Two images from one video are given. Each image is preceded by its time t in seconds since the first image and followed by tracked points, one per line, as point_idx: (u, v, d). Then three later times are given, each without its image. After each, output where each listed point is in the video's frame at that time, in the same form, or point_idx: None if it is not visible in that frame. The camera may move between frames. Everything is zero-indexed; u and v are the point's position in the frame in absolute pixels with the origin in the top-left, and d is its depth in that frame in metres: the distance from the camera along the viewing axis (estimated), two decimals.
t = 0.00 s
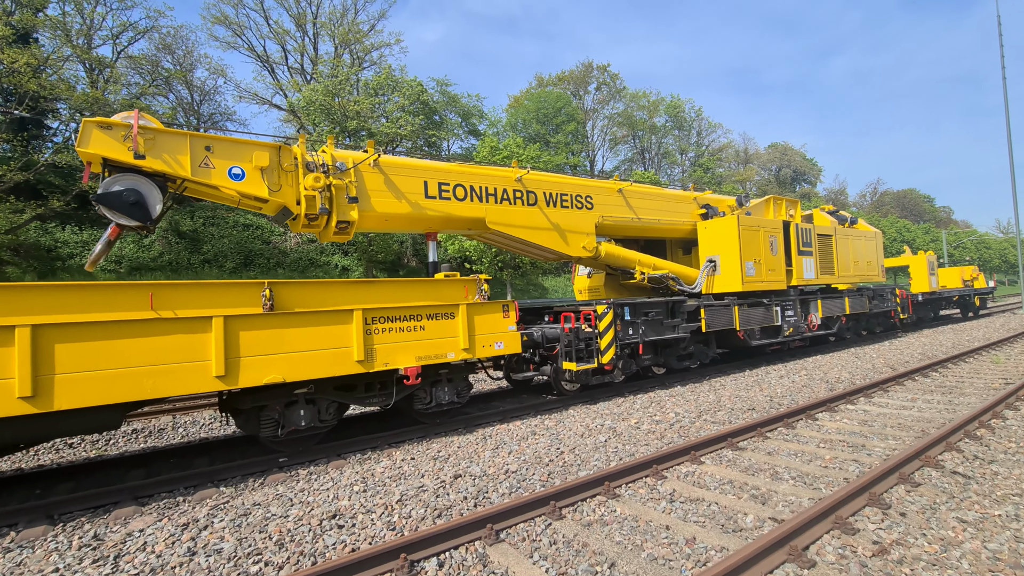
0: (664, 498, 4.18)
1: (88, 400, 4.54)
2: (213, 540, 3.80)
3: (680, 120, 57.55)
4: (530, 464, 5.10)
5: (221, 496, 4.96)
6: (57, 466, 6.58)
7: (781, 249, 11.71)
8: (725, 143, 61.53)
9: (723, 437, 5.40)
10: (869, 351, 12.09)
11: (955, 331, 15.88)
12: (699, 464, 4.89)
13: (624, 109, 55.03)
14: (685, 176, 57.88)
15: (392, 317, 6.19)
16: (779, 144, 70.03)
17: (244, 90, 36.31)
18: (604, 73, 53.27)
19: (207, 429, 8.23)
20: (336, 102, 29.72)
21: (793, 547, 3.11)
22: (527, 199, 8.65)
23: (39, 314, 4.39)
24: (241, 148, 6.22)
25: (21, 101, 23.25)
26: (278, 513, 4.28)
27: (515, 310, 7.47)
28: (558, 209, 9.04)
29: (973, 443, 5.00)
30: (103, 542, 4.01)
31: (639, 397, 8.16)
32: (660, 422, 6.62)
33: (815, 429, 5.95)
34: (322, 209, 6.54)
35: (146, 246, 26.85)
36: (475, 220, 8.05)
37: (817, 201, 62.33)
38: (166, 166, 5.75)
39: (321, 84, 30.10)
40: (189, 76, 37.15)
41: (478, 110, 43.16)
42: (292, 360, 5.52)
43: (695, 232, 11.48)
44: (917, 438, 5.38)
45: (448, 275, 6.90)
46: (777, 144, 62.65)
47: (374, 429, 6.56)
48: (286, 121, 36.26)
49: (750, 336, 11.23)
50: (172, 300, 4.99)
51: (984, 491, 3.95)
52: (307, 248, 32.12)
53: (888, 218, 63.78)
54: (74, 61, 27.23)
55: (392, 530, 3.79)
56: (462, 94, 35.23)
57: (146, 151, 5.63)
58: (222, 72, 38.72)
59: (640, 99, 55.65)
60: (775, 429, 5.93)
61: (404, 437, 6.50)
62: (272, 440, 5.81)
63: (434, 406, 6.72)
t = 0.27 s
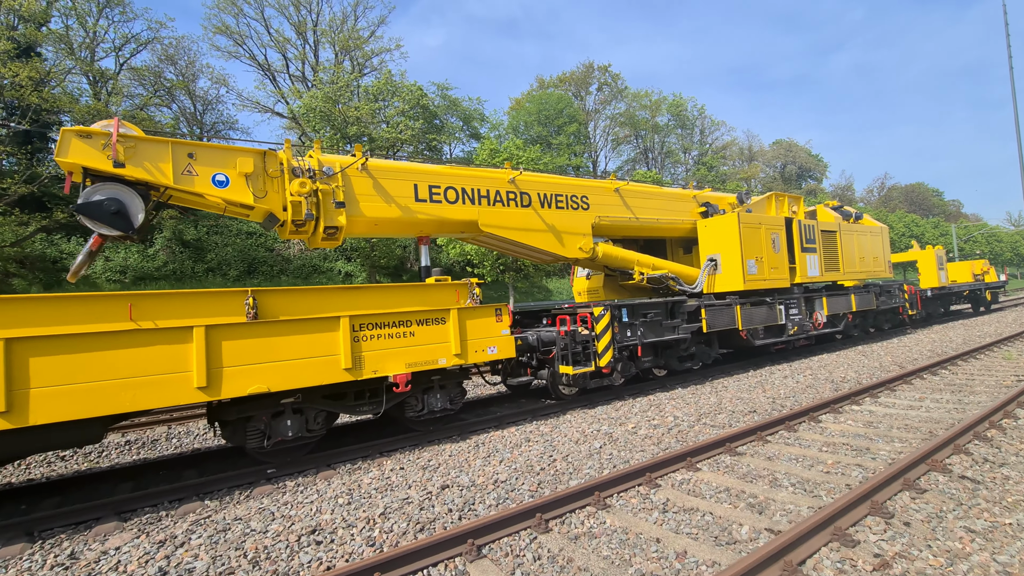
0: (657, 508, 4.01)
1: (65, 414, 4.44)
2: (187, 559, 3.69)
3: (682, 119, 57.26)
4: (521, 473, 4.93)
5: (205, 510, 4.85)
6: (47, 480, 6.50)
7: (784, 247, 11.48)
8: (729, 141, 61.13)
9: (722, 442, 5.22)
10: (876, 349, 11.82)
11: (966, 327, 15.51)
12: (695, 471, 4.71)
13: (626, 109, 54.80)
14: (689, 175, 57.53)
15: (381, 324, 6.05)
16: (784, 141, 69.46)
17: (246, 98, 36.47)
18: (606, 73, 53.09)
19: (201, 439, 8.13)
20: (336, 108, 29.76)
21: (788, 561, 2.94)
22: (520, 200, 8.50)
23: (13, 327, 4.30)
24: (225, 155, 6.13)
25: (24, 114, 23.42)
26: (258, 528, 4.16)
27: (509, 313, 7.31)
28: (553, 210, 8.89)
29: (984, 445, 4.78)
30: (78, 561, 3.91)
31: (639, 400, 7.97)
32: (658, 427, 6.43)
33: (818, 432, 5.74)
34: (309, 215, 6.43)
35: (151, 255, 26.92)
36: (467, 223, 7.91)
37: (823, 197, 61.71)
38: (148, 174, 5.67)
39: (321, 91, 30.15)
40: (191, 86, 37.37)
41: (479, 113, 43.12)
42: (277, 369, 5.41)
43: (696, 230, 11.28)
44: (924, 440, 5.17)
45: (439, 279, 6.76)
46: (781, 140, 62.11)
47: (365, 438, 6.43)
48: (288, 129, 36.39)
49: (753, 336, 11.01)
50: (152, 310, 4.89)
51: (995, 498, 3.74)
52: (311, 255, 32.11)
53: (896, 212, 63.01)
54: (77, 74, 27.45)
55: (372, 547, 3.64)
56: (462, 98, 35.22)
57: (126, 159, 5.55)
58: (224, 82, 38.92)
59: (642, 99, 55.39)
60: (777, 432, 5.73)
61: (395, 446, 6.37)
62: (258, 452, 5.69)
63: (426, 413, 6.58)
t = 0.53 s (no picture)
0: (637, 520, 3.85)
1: (35, 414, 4.35)
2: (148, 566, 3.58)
3: (690, 121, 56.91)
4: (501, 480, 4.79)
5: (178, 514, 4.75)
6: (30, 479, 6.44)
7: (786, 250, 11.25)
8: (736, 143, 60.67)
9: (711, 450, 5.04)
10: (881, 355, 11.55)
11: (975, 333, 15.16)
12: (681, 480, 4.54)
13: (632, 112, 54.58)
14: (696, 178, 57.14)
15: (365, 325, 5.92)
16: (792, 144, 68.95)
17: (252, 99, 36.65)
18: (612, 75, 52.90)
19: (189, 439, 8.05)
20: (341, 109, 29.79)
21: None
22: (514, 200, 8.35)
23: None
24: (209, 152, 6.04)
25: (32, 114, 23.62)
26: (226, 535, 4.04)
27: (498, 315, 7.17)
28: (548, 211, 8.74)
29: (985, 458, 4.57)
30: (41, 566, 3.82)
31: (632, 405, 7.80)
32: (649, 433, 6.26)
33: (813, 441, 5.55)
34: (294, 213, 6.32)
35: (155, 254, 27.01)
36: (459, 223, 7.77)
37: (832, 200, 61.07)
38: (129, 171, 5.59)
39: (325, 92, 30.20)
40: (199, 87, 37.59)
41: (485, 115, 43.09)
42: (256, 370, 5.29)
43: (695, 232, 11.08)
44: (923, 452, 4.96)
45: (427, 279, 6.63)
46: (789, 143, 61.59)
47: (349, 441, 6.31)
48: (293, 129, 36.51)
49: (753, 341, 10.79)
50: (128, 309, 4.80)
51: (993, 515, 3.54)
52: (315, 255, 32.14)
53: (907, 217, 62.17)
54: (86, 74, 27.69)
55: (337, 558, 3.51)
56: (467, 99, 35.18)
57: (107, 155, 5.48)
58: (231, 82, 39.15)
59: (649, 101, 55.12)
60: (770, 441, 5.54)
61: (380, 450, 6.23)
62: (238, 454, 5.58)
63: (412, 417, 6.45)
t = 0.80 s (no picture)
0: (615, 534, 3.67)
1: None
2: None
3: (691, 121, 56.63)
4: (479, 489, 4.61)
5: (145, 522, 4.59)
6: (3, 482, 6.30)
7: (783, 251, 11.05)
8: (739, 144, 60.34)
9: (698, 459, 4.85)
10: (880, 358, 11.32)
11: (978, 337, 14.90)
12: (665, 491, 4.35)
13: (633, 112, 54.38)
14: (698, 178, 56.84)
15: (345, 327, 5.76)
16: (795, 145, 68.57)
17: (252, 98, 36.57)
18: (614, 75, 52.68)
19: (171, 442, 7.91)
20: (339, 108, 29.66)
21: None
22: (503, 199, 8.17)
23: None
24: (186, 148, 5.89)
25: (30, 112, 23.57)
26: (188, 546, 3.88)
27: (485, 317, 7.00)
28: (539, 210, 8.56)
29: (984, 469, 4.37)
30: None
31: (623, 410, 7.61)
32: (637, 439, 6.07)
33: (805, 449, 5.35)
34: (274, 212, 6.15)
35: (153, 253, 26.90)
36: (446, 222, 7.60)
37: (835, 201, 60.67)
38: (101, 167, 5.44)
39: (324, 91, 30.08)
40: (199, 86, 37.54)
41: (485, 114, 42.93)
42: (229, 372, 5.13)
43: (691, 233, 10.89)
44: (919, 461, 4.76)
45: (411, 280, 6.47)
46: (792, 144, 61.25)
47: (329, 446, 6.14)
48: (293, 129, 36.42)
49: (750, 343, 10.58)
50: (94, 309, 4.64)
51: (990, 532, 3.35)
52: (313, 255, 32.02)
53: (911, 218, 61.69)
54: (84, 73, 27.65)
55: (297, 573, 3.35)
56: (467, 99, 35.01)
57: (78, 151, 5.32)
58: (231, 81, 39.07)
59: (651, 101, 54.86)
60: (761, 449, 5.35)
61: (360, 455, 6.06)
62: (212, 459, 5.41)
63: (393, 421, 6.27)
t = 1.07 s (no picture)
0: (576, 546, 3.47)
1: None
2: None
3: (678, 124, 56.90)
4: (440, 496, 4.39)
5: (81, 533, 4.29)
6: None
7: (764, 252, 10.98)
8: (725, 147, 60.78)
9: (669, 464, 4.68)
10: (859, 361, 11.30)
11: (956, 340, 15.01)
12: (633, 498, 4.17)
13: (621, 113, 54.50)
14: (684, 180, 57.13)
15: (305, 325, 5.50)
16: (780, 149, 69.29)
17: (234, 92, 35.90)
18: (601, 76, 52.74)
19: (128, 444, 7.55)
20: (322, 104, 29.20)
21: None
22: (478, 196, 7.95)
23: None
24: (139, 136, 5.59)
25: None
26: (120, 561, 3.60)
27: (456, 316, 6.78)
28: (516, 207, 8.36)
29: (958, 475, 4.25)
30: None
31: (598, 413, 7.43)
32: (610, 443, 5.89)
33: (779, 453, 5.21)
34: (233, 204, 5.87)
35: (128, 249, 26.19)
36: (418, 218, 7.36)
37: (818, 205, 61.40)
38: (45, 154, 5.12)
39: (306, 85, 29.58)
40: (179, 79, 36.76)
41: (472, 113, 42.69)
42: (179, 373, 4.84)
43: (672, 233, 10.77)
44: (893, 467, 4.65)
45: (379, 277, 6.25)
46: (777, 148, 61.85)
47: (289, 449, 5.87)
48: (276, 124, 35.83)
49: (730, 345, 10.48)
50: (29, 304, 4.33)
51: (964, 544, 3.21)
52: (294, 252, 31.49)
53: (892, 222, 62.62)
54: (57, 63, 26.87)
55: None
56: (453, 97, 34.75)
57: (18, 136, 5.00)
58: (212, 75, 38.32)
59: (638, 103, 55.03)
60: (735, 453, 5.20)
61: (322, 459, 5.81)
62: (161, 464, 5.11)
63: (358, 423, 6.02)
